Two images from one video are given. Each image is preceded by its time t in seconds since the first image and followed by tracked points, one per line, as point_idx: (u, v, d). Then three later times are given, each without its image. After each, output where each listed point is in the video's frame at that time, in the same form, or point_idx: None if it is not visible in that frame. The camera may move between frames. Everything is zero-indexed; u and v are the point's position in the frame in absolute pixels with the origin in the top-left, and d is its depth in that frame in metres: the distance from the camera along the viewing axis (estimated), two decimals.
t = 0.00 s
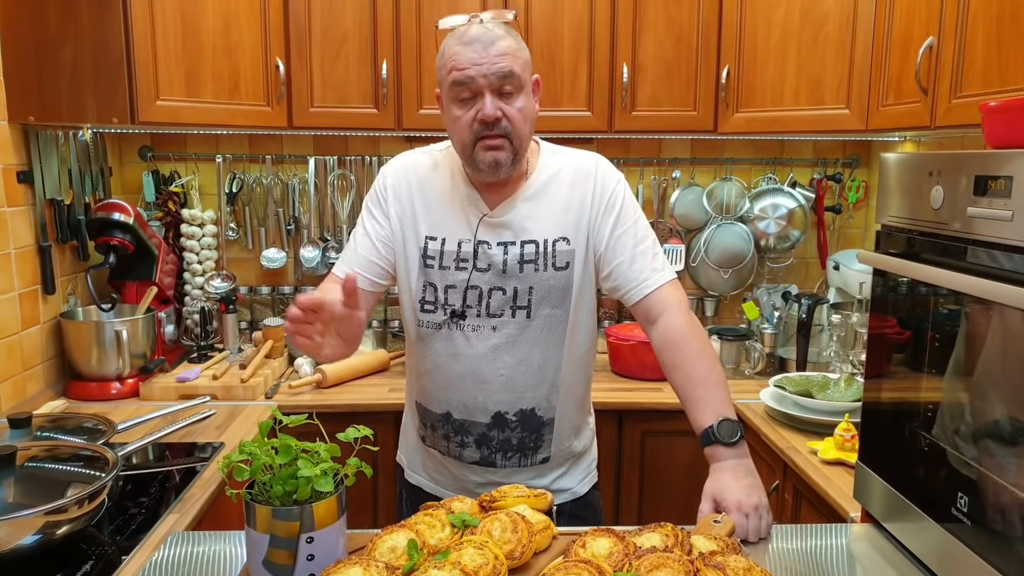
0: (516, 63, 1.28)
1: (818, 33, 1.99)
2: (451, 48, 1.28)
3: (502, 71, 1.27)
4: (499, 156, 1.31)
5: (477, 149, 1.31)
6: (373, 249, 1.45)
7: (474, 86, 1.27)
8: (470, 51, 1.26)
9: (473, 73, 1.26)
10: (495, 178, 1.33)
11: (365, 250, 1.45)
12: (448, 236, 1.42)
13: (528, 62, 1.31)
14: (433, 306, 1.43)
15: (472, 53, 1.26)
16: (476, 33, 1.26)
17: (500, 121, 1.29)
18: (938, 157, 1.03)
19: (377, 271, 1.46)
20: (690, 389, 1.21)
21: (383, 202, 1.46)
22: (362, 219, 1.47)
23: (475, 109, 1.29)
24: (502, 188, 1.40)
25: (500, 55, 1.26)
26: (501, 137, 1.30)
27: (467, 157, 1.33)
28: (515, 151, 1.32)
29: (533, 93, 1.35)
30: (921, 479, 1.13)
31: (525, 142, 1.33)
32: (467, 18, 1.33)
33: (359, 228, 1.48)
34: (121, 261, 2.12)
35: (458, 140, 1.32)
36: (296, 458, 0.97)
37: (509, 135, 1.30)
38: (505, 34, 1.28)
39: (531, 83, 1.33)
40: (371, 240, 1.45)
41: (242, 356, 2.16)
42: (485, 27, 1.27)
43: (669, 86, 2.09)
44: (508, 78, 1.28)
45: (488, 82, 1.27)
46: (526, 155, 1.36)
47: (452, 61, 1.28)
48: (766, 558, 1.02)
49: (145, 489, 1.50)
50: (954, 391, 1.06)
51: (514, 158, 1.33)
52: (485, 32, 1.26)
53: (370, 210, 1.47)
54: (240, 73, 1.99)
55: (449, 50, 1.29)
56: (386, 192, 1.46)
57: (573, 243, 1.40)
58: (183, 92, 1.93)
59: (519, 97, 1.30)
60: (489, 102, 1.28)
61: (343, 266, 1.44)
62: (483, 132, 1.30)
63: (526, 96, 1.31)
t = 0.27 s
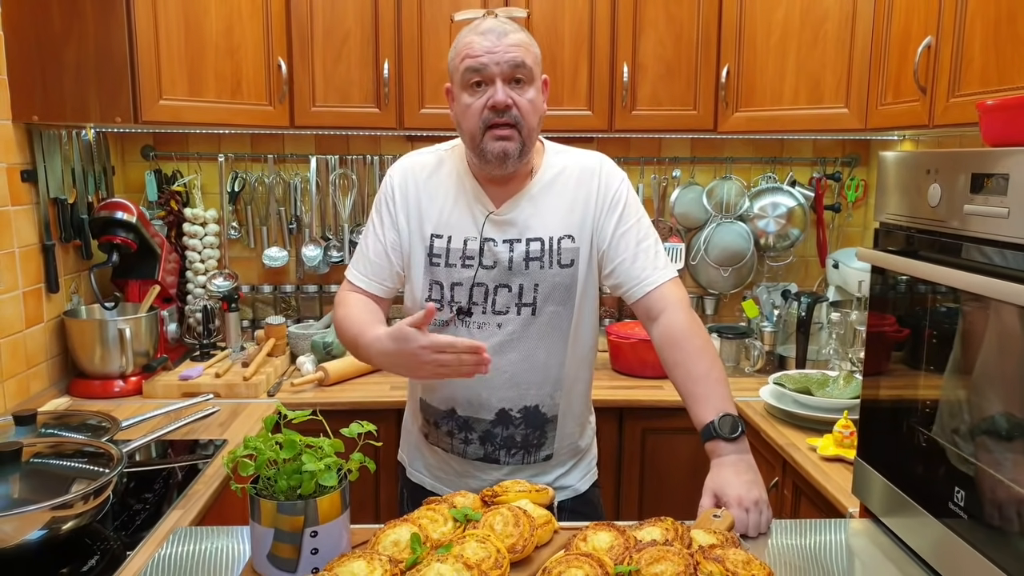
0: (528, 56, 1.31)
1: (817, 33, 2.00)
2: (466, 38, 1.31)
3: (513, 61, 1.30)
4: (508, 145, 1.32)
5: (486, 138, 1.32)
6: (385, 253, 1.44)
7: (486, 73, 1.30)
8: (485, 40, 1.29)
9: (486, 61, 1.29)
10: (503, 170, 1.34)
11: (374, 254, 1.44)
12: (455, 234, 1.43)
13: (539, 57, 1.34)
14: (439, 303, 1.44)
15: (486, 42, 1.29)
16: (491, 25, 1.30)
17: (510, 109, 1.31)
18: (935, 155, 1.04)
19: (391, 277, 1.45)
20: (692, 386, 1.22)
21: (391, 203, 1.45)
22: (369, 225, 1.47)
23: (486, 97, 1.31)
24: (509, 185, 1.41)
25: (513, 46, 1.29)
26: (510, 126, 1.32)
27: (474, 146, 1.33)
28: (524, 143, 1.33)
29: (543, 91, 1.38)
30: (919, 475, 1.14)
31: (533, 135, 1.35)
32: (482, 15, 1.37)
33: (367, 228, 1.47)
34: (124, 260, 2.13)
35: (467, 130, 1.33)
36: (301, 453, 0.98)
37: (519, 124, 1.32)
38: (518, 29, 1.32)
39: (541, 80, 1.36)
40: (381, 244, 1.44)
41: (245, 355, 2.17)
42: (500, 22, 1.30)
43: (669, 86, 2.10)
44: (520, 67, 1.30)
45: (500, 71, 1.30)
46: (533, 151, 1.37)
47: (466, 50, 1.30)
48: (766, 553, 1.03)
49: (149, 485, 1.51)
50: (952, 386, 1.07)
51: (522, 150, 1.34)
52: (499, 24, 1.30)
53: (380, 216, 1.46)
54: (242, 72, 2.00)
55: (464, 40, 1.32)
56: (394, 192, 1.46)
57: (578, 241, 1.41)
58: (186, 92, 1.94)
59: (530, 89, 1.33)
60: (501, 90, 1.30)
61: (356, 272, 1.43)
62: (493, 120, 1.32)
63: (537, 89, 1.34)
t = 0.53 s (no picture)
0: (538, 59, 1.32)
1: (814, 33, 2.01)
2: (477, 39, 1.32)
3: (523, 64, 1.30)
4: (515, 147, 1.33)
5: (494, 139, 1.33)
6: (385, 249, 1.47)
7: (496, 76, 1.31)
8: (495, 42, 1.30)
9: (496, 63, 1.30)
10: (510, 171, 1.35)
11: (378, 250, 1.47)
12: (459, 231, 1.44)
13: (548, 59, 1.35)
14: (443, 300, 1.45)
15: (496, 44, 1.30)
16: (501, 27, 1.31)
17: (519, 111, 1.32)
18: (928, 155, 1.05)
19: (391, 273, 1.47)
20: (690, 383, 1.23)
21: (396, 200, 1.47)
22: (375, 221, 1.48)
23: (496, 99, 1.32)
24: (513, 184, 1.42)
25: (522, 49, 1.30)
26: (519, 128, 1.33)
27: (482, 147, 1.35)
28: (531, 145, 1.35)
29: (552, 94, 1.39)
30: (912, 471, 1.15)
31: (541, 137, 1.36)
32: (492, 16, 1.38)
33: (374, 224, 1.49)
34: (125, 259, 2.14)
35: (475, 130, 1.35)
36: (301, 449, 0.99)
37: (528, 127, 1.33)
38: (528, 32, 1.32)
39: (549, 82, 1.37)
40: (384, 241, 1.47)
41: (245, 353, 2.19)
42: (510, 24, 1.31)
43: (667, 86, 2.11)
44: (529, 71, 1.31)
45: (510, 73, 1.31)
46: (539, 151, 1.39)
47: (477, 51, 1.32)
48: (760, 548, 1.04)
49: (150, 482, 1.53)
50: (945, 384, 1.08)
51: (529, 152, 1.35)
52: (509, 27, 1.31)
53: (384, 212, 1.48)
54: (242, 72, 2.01)
55: (475, 41, 1.33)
56: (400, 189, 1.47)
57: (581, 240, 1.43)
58: (187, 92, 1.95)
59: (539, 92, 1.34)
60: (510, 92, 1.32)
61: (360, 268, 1.46)
62: (502, 122, 1.33)
63: (546, 92, 1.35)
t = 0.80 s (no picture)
0: (540, 64, 1.33)
1: (812, 34, 2.02)
2: (478, 45, 1.33)
3: (526, 70, 1.31)
4: (518, 151, 1.34)
5: (497, 144, 1.34)
6: (385, 248, 1.49)
7: (498, 82, 1.32)
8: (497, 48, 1.31)
9: (499, 70, 1.31)
10: (512, 174, 1.37)
11: (379, 249, 1.48)
12: (459, 231, 1.45)
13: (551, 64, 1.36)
14: (443, 299, 1.47)
15: (498, 50, 1.31)
16: (503, 32, 1.31)
17: (521, 117, 1.33)
18: (922, 156, 1.06)
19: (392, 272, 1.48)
20: (689, 382, 1.24)
21: (398, 199, 1.48)
22: (377, 220, 1.50)
23: (498, 105, 1.33)
24: (514, 186, 1.43)
25: (524, 54, 1.31)
26: (521, 133, 1.34)
27: (485, 151, 1.36)
28: (533, 149, 1.36)
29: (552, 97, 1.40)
30: (908, 470, 1.16)
31: (542, 140, 1.37)
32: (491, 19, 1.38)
33: (376, 224, 1.50)
34: (126, 259, 2.15)
35: (478, 135, 1.36)
36: (301, 447, 1.00)
37: (530, 132, 1.34)
38: (529, 36, 1.33)
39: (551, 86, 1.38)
40: (385, 240, 1.49)
41: (245, 353, 2.20)
42: (511, 29, 1.32)
43: (666, 86, 2.12)
44: (531, 76, 1.32)
45: (512, 79, 1.32)
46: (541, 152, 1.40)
47: (479, 57, 1.32)
48: (757, 546, 1.05)
49: (152, 481, 1.54)
50: (939, 384, 1.09)
51: (532, 155, 1.36)
52: (510, 32, 1.31)
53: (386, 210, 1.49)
54: (243, 73, 2.02)
55: (476, 46, 1.33)
56: (401, 188, 1.48)
57: (580, 241, 1.44)
58: (188, 93, 1.96)
59: (540, 97, 1.35)
60: (512, 98, 1.32)
61: (361, 268, 1.48)
62: (504, 127, 1.34)
63: (547, 96, 1.36)
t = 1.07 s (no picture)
0: (544, 74, 1.32)
1: (810, 34, 2.03)
2: (482, 55, 1.31)
3: (531, 83, 1.31)
4: (523, 163, 1.35)
5: (502, 155, 1.35)
6: (385, 240, 1.49)
7: (503, 95, 1.31)
8: (501, 60, 1.30)
9: (504, 83, 1.30)
10: (516, 182, 1.38)
11: (381, 241, 1.49)
12: (460, 227, 1.45)
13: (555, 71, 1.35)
14: (443, 294, 1.47)
15: (503, 62, 1.30)
16: (507, 43, 1.30)
17: (526, 130, 1.33)
18: (920, 155, 1.07)
19: (391, 264, 1.51)
20: (689, 378, 1.24)
21: (400, 191, 1.49)
22: (378, 212, 1.50)
23: (503, 117, 1.33)
24: (515, 186, 1.44)
25: (530, 67, 1.30)
26: (526, 145, 1.34)
27: (490, 160, 1.36)
28: (537, 158, 1.36)
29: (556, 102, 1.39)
30: (905, 468, 1.17)
31: (546, 149, 1.37)
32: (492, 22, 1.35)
33: (378, 217, 1.51)
34: (126, 258, 2.16)
35: (483, 145, 1.36)
36: (302, 444, 1.01)
37: (534, 143, 1.34)
38: (533, 45, 1.31)
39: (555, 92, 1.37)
40: (387, 232, 1.49)
41: (246, 352, 2.20)
42: (515, 38, 1.30)
43: (666, 86, 2.13)
44: (536, 89, 1.31)
45: (517, 92, 1.31)
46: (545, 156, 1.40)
47: (483, 69, 1.31)
48: (755, 543, 1.06)
49: (153, 479, 1.55)
50: (936, 382, 1.10)
51: (536, 163, 1.37)
52: (515, 42, 1.30)
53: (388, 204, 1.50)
54: (244, 73, 2.03)
55: (480, 57, 1.32)
56: (404, 182, 1.49)
57: (581, 240, 1.44)
58: (189, 93, 1.97)
59: (544, 108, 1.34)
60: (517, 110, 1.32)
61: (361, 258, 1.50)
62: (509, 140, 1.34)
63: (551, 105, 1.35)
